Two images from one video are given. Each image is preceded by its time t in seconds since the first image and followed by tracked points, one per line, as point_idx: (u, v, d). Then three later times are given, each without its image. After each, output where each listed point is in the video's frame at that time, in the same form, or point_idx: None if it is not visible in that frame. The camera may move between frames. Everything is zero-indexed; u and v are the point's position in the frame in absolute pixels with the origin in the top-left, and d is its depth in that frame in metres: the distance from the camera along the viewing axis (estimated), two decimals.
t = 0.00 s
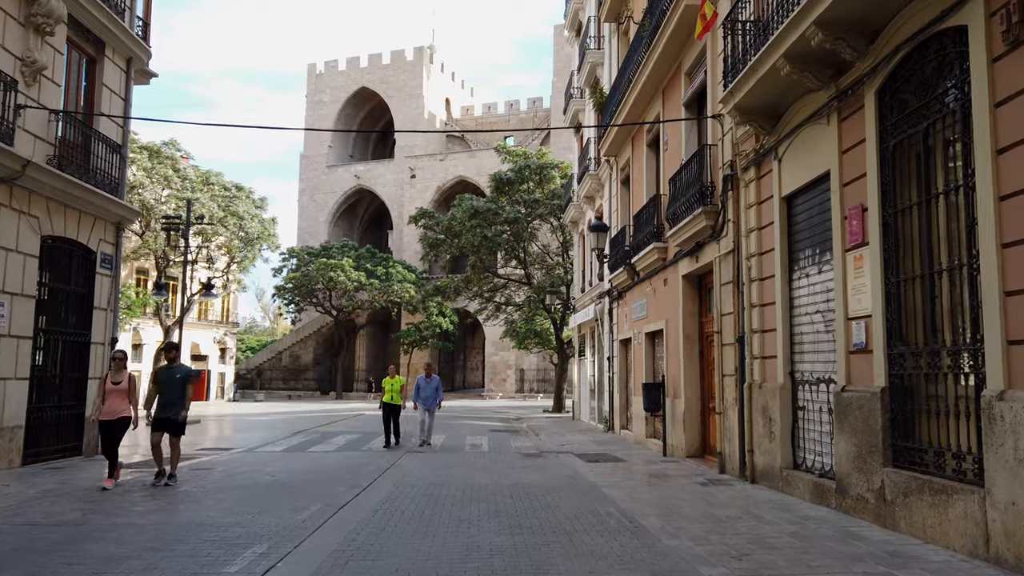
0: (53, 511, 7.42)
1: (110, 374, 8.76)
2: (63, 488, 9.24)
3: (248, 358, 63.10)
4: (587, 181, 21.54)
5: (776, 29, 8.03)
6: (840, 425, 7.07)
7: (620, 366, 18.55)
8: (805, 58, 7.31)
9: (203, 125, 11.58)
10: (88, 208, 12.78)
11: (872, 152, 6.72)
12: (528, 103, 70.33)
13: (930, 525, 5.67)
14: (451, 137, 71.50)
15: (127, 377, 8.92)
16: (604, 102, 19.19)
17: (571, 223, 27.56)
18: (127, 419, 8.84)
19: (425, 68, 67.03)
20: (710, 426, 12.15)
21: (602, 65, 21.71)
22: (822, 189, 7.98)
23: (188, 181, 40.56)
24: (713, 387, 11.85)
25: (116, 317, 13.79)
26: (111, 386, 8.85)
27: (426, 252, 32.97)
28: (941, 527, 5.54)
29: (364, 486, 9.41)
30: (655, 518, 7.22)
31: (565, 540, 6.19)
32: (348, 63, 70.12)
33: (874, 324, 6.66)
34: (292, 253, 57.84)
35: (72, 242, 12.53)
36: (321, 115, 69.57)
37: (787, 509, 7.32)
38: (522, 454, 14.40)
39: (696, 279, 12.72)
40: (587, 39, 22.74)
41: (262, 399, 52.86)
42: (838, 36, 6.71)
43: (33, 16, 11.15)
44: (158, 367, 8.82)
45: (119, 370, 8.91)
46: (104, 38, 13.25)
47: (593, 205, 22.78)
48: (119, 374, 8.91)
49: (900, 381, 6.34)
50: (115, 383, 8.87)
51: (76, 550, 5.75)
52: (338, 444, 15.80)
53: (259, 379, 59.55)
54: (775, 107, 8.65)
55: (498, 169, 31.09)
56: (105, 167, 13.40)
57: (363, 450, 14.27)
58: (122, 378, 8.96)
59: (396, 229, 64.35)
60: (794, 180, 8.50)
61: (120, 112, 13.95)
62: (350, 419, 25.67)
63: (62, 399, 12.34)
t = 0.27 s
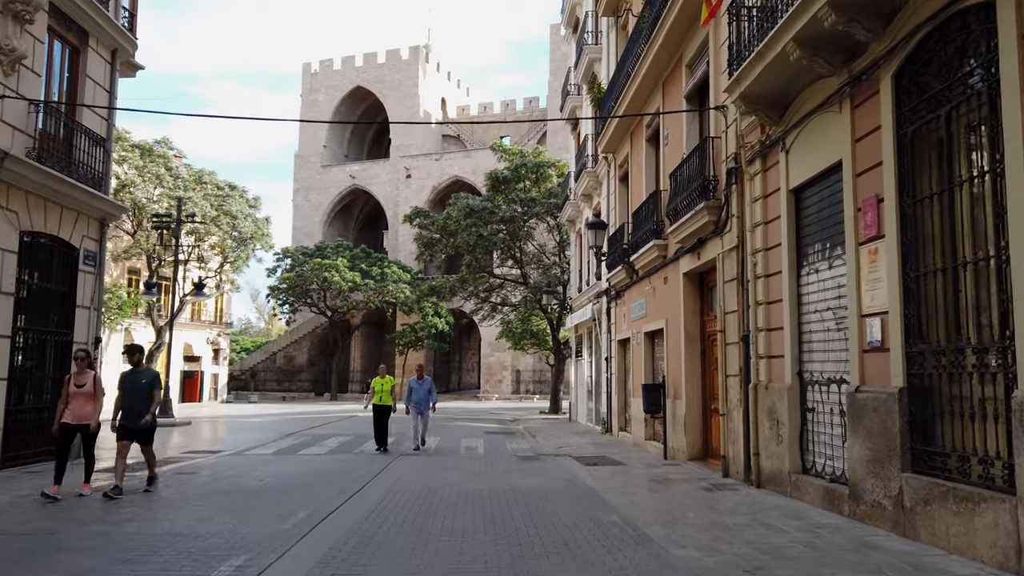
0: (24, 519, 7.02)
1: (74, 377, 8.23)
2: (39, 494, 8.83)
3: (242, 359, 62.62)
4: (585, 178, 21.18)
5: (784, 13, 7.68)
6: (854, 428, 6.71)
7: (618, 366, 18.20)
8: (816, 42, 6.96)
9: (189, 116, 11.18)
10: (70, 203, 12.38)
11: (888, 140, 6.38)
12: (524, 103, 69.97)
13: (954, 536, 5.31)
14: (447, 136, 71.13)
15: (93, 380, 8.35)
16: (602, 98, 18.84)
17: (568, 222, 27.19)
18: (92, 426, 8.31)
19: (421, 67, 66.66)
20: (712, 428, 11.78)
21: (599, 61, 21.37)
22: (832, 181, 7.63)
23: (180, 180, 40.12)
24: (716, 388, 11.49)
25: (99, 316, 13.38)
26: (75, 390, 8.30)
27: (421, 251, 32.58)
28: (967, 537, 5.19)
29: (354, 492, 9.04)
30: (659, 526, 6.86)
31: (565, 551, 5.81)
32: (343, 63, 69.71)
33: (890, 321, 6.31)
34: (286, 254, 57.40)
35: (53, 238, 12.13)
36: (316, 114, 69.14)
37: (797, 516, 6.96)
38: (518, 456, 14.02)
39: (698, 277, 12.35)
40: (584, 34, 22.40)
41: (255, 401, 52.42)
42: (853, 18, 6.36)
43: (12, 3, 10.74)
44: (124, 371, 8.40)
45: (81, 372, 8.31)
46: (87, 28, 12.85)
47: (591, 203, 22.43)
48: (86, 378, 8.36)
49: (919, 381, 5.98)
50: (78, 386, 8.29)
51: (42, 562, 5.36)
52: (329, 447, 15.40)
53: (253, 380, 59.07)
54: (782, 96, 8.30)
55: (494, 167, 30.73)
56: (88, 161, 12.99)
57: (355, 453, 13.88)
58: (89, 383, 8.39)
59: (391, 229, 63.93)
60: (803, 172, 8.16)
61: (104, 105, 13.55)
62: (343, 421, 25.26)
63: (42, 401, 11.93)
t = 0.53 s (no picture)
0: None
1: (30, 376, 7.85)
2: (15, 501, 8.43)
3: (236, 359, 62.17)
4: (583, 176, 20.84)
5: None
6: (870, 433, 6.36)
7: (616, 367, 17.86)
8: (830, 27, 6.62)
9: (172, 107, 10.74)
10: (52, 199, 11.98)
11: (907, 129, 6.04)
12: (521, 102, 69.60)
13: (983, 550, 4.97)
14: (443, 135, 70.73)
15: (51, 379, 7.96)
16: (601, 93, 18.49)
17: (565, 221, 26.85)
18: (49, 428, 7.88)
19: (417, 66, 66.27)
20: (715, 431, 11.45)
21: (598, 56, 21.03)
22: (845, 174, 7.29)
23: (173, 178, 39.72)
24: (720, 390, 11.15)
25: (82, 315, 12.99)
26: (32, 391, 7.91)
27: (417, 250, 32.19)
28: (997, 551, 4.85)
29: (344, 498, 8.67)
30: (664, 536, 6.51)
31: (566, 564, 5.44)
32: (338, 61, 69.28)
33: (910, 321, 5.97)
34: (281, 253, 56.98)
35: (34, 234, 11.73)
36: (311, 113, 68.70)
37: (810, 526, 6.62)
38: (515, 459, 13.66)
39: (700, 275, 12.01)
40: (582, 29, 22.05)
41: (250, 401, 52.00)
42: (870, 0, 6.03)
43: None
44: (85, 369, 7.99)
45: (38, 371, 7.95)
46: (71, 18, 12.46)
47: (589, 200, 22.07)
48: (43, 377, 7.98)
49: (942, 385, 5.64)
50: (34, 385, 7.90)
51: None
52: (321, 449, 15.03)
53: (248, 380, 58.63)
54: (792, 85, 7.96)
55: (490, 165, 30.35)
56: (71, 156, 12.60)
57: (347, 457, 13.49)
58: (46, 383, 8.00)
59: (387, 228, 63.53)
60: (813, 165, 7.82)
61: (88, 98, 13.15)
62: (337, 422, 24.90)
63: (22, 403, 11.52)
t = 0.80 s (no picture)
0: None
1: None
2: None
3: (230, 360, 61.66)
4: (580, 172, 20.46)
5: None
6: (887, 434, 6.00)
7: (614, 366, 17.48)
8: (845, 4, 6.26)
9: (155, 94, 10.33)
10: (32, 192, 11.56)
11: (929, 109, 5.68)
12: (517, 101, 69.27)
13: (1015, 560, 4.61)
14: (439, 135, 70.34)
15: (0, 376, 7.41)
16: (598, 86, 18.14)
17: (562, 219, 26.49)
18: None
19: (413, 65, 65.85)
20: (717, 432, 11.09)
21: (596, 50, 20.65)
22: (859, 161, 6.94)
23: (165, 176, 39.37)
24: (723, 389, 10.79)
25: (64, 312, 12.58)
26: None
27: (412, 249, 31.77)
28: None
29: (331, 502, 8.28)
30: (668, 543, 6.14)
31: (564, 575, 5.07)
32: (334, 60, 68.82)
33: (931, 314, 5.61)
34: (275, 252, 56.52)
35: (13, 229, 11.31)
36: (306, 111, 68.24)
37: (823, 533, 6.24)
38: (511, 461, 13.27)
39: (702, 271, 11.65)
40: (580, 24, 21.68)
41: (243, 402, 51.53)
42: None
43: None
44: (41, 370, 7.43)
45: None
46: (52, 5, 12.03)
47: (586, 198, 21.69)
48: None
49: (967, 382, 5.27)
50: None
51: None
52: (311, 451, 14.61)
53: (241, 380, 58.12)
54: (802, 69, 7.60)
55: (486, 163, 29.96)
56: (53, 148, 12.19)
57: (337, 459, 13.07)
58: None
59: (382, 228, 63.09)
60: (824, 152, 7.46)
61: (71, 88, 12.73)
62: (330, 423, 24.47)
63: None
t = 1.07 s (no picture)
0: None
1: None
2: None
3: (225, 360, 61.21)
4: (578, 169, 20.10)
5: None
6: (910, 442, 5.65)
7: (614, 367, 17.14)
8: None
9: (138, 85, 9.93)
10: (13, 188, 11.18)
11: (956, 96, 5.31)
12: (514, 100, 68.91)
13: None
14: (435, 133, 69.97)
15: None
16: (598, 82, 17.80)
17: (560, 217, 26.15)
18: None
19: (409, 63, 65.45)
20: (722, 436, 10.75)
21: (595, 46, 20.28)
22: (875, 153, 6.59)
23: (159, 174, 38.94)
24: (728, 391, 10.44)
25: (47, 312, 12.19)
26: None
27: (408, 248, 31.36)
28: None
29: (321, 512, 7.91)
30: (676, 556, 5.81)
31: None
32: (329, 58, 68.39)
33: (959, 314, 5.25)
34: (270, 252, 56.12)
35: None
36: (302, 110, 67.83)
37: (840, 546, 5.90)
38: (509, 465, 12.92)
39: (706, 270, 11.30)
40: (578, 19, 21.30)
41: (239, 403, 51.12)
42: None
43: None
44: None
45: None
46: None
47: (585, 195, 21.32)
48: None
49: (999, 388, 4.92)
50: None
51: None
52: (304, 454, 14.24)
53: (237, 380, 57.67)
54: (814, 57, 7.25)
55: (483, 160, 29.58)
56: (36, 142, 11.80)
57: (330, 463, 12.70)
58: None
59: (379, 227, 62.69)
60: (837, 144, 7.10)
61: (54, 80, 12.33)
62: (325, 425, 24.08)
63: None
